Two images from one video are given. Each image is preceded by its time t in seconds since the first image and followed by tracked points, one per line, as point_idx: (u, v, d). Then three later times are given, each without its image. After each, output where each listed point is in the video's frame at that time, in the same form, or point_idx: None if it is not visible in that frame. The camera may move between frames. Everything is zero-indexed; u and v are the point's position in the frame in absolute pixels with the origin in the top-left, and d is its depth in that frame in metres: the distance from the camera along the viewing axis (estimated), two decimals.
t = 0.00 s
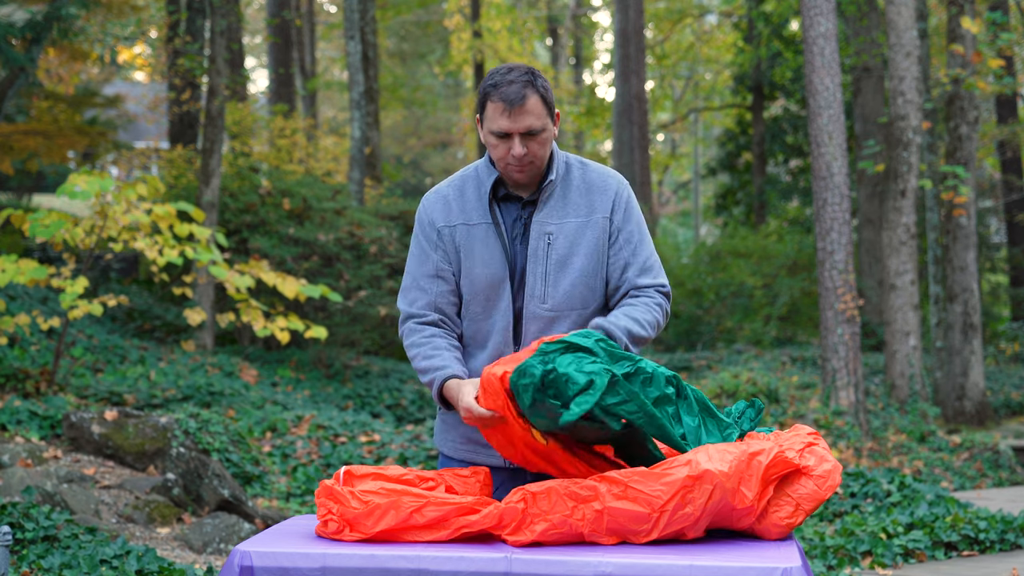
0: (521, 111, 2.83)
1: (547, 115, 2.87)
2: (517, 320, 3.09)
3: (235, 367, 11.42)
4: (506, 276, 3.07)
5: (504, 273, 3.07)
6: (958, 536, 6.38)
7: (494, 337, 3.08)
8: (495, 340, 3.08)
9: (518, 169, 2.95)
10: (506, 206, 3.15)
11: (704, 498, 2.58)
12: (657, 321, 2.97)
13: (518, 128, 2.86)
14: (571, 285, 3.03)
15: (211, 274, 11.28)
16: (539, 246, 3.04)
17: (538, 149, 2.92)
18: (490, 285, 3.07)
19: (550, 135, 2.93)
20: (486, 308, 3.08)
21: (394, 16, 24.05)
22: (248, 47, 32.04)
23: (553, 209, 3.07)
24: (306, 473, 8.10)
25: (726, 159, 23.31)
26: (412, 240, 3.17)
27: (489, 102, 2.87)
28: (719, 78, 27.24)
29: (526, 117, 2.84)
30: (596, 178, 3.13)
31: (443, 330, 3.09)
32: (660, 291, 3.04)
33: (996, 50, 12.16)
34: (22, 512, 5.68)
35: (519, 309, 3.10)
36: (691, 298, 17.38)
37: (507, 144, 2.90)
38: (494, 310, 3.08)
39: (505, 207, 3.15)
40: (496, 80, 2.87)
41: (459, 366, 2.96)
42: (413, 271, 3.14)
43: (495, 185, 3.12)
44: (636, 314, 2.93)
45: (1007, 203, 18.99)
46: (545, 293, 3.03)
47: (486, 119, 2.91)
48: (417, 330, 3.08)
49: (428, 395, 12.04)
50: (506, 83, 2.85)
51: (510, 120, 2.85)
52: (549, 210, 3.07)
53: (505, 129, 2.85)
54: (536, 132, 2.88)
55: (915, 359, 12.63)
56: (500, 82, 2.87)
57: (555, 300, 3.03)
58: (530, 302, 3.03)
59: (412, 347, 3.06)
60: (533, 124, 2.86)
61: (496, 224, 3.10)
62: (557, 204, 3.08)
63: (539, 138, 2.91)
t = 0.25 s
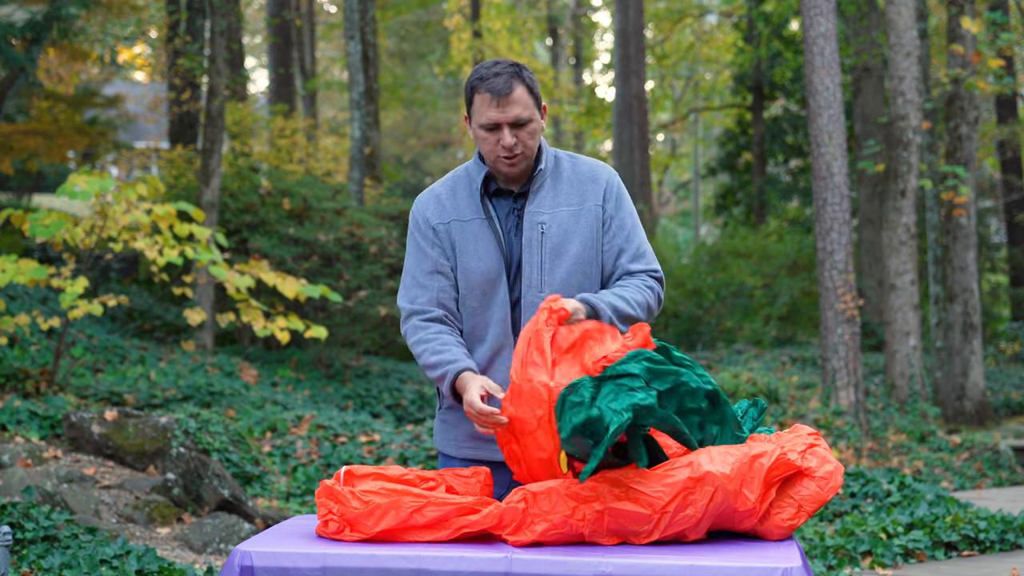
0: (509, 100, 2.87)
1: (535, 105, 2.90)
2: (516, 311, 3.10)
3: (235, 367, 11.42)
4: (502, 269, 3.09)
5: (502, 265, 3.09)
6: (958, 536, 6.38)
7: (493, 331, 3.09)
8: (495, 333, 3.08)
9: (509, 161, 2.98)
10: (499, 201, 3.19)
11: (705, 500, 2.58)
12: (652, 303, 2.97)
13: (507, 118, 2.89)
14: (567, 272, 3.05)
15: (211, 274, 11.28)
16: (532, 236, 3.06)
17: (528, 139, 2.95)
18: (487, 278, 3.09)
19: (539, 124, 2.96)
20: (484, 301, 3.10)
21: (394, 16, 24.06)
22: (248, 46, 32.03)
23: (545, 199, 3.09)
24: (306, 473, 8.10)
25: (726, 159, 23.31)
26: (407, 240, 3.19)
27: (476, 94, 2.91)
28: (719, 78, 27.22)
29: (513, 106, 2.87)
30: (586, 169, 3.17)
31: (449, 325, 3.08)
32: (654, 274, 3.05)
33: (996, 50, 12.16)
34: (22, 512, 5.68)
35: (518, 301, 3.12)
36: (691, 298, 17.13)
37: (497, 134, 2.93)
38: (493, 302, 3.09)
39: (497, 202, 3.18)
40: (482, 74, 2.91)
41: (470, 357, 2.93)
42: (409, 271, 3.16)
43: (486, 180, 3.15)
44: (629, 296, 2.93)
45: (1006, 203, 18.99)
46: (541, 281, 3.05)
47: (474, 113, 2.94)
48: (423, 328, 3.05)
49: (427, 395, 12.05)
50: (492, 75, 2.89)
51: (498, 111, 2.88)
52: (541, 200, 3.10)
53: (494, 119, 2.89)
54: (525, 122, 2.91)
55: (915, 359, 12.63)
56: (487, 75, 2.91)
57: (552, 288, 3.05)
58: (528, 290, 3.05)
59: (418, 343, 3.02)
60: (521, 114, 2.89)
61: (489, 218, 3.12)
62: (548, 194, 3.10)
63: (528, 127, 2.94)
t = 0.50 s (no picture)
0: (515, 91, 2.91)
1: (540, 99, 2.95)
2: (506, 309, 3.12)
3: (235, 367, 11.42)
4: (493, 265, 3.11)
5: (494, 261, 3.12)
6: (958, 536, 6.38)
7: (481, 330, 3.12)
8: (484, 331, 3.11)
9: (511, 154, 3.01)
10: (493, 198, 3.21)
11: (705, 498, 2.58)
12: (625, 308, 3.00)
13: (512, 109, 2.92)
14: (558, 270, 3.08)
15: (211, 274, 11.28)
16: (525, 233, 3.09)
17: (530, 133, 2.99)
18: (478, 273, 3.11)
19: (541, 120, 3.00)
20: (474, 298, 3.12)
21: (394, 16, 24.04)
22: (249, 46, 32.05)
23: (540, 197, 3.12)
24: (306, 473, 8.10)
25: (726, 159, 23.31)
26: (399, 235, 3.21)
27: (483, 85, 2.94)
28: (719, 78, 27.22)
29: (519, 98, 2.91)
30: (581, 171, 3.20)
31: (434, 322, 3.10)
32: (635, 279, 3.06)
33: (996, 50, 12.17)
34: (22, 512, 5.68)
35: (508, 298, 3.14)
36: (691, 297, 17.23)
37: (501, 125, 2.97)
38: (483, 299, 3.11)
39: (492, 199, 3.21)
40: (488, 65, 2.95)
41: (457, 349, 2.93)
42: (401, 265, 3.17)
43: (482, 176, 3.18)
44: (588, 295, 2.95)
45: (1006, 203, 18.98)
46: (532, 279, 3.07)
47: (478, 103, 2.98)
48: (409, 325, 3.06)
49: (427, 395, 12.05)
50: (500, 67, 2.93)
51: (504, 101, 2.91)
52: (536, 199, 3.12)
53: (500, 109, 2.92)
54: (528, 115, 2.95)
55: (915, 359, 12.63)
56: (494, 67, 2.96)
57: (542, 285, 3.07)
58: (518, 287, 3.07)
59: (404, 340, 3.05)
60: (526, 106, 2.92)
61: (484, 215, 3.15)
62: (544, 193, 3.13)
63: (531, 120, 2.98)
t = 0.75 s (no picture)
0: (504, 76, 3.04)
1: (528, 85, 3.06)
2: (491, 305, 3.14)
3: (235, 367, 11.42)
4: (478, 261, 3.14)
5: (478, 257, 3.14)
6: (958, 536, 6.38)
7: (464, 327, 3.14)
8: (468, 328, 3.13)
9: (498, 142, 3.09)
10: (481, 195, 3.23)
11: (704, 500, 2.59)
12: (607, 313, 2.99)
13: (500, 92, 3.03)
14: (542, 267, 3.09)
15: (211, 274, 11.28)
16: (510, 229, 3.11)
17: (518, 119, 3.08)
18: (462, 269, 3.14)
19: (529, 108, 3.09)
20: (458, 294, 3.15)
21: (394, 16, 24.03)
22: (249, 46, 32.06)
23: (527, 194, 3.15)
24: (306, 473, 8.11)
25: (726, 159, 23.31)
26: (387, 232, 3.26)
27: (474, 72, 3.07)
28: (719, 78, 27.21)
29: (507, 81, 3.04)
30: (570, 171, 3.22)
31: (413, 321, 3.14)
32: (618, 278, 3.05)
33: (996, 50, 12.16)
34: (22, 512, 5.69)
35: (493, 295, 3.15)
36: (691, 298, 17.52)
37: (490, 109, 3.06)
38: (467, 294, 3.14)
39: (480, 196, 3.24)
40: (481, 54, 3.09)
41: (434, 365, 3.01)
42: (387, 261, 3.21)
43: (472, 173, 3.22)
44: (573, 314, 2.95)
45: (1006, 202, 18.97)
46: (517, 275, 3.09)
47: (469, 90, 3.09)
48: (387, 327, 3.13)
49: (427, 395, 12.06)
50: (490, 55, 3.07)
51: (493, 83, 3.04)
52: (523, 196, 3.15)
53: (488, 91, 3.03)
54: (516, 100, 3.05)
55: (915, 359, 12.63)
56: (486, 57, 3.10)
57: (527, 281, 3.09)
58: (502, 283, 3.09)
59: (384, 343, 3.12)
60: (514, 90, 3.04)
61: (471, 211, 3.19)
62: (531, 190, 3.16)
63: (519, 107, 3.07)
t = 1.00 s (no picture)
0: (491, 76, 3.07)
1: (514, 85, 3.10)
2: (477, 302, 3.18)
3: (235, 367, 11.42)
4: (463, 259, 3.19)
5: (463, 255, 3.19)
6: (958, 536, 6.38)
7: (451, 324, 3.18)
8: (454, 326, 3.17)
9: (484, 142, 3.13)
10: (466, 195, 3.29)
11: (705, 502, 2.60)
12: (593, 313, 3.05)
13: (486, 92, 3.06)
14: (527, 263, 3.14)
15: (211, 274, 11.28)
16: (496, 227, 3.16)
17: (504, 120, 3.12)
18: (448, 267, 3.18)
19: (515, 109, 3.13)
20: (444, 291, 3.18)
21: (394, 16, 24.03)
22: (249, 46, 32.06)
23: (511, 193, 3.21)
24: (306, 473, 8.11)
25: (726, 159, 23.32)
26: (373, 234, 3.31)
27: (461, 72, 3.10)
28: (719, 78, 27.20)
29: (493, 82, 3.06)
30: (554, 170, 3.28)
31: (400, 316, 3.18)
32: (605, 275, 3.11)
33: (996, 50, 12.16)
34: (22, 512, 5.68)
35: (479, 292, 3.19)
36: (691, 298, 17.61)
37: (476, 109, 3.10)
38: (452, 291, 3.17)
39: (465, 196, 3.29)
40: (468, 54, 3.12)
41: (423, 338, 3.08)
42: (373, 262, 3.26)
43: (455, 173, 3.27)
44: (564, 315, 3.01)
45: (1006, 202, 18.96)
46: (503, 271, 3.14)
47: (455, 91, 3.12)
48: (374, 322, 3.15)
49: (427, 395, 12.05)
50: (478, 56, 3.10)
51: (480, 83, 3.06)
52: (507, 194, 3.21)
53: (475, 91, 3.06)
54: (503, 102, 3.09)
55: (915, 359, 12.62)
56: (472, 58, 3.12)
57: (512, 278, 3.14)
58: (489, 279, 3.14)
59: (373, 336, 3.14)
60: (501, 91, 3.07)
61: (456, 211, 3.24)
62: (515, 189, 3.22)
63: (504, 108, 3.11)
